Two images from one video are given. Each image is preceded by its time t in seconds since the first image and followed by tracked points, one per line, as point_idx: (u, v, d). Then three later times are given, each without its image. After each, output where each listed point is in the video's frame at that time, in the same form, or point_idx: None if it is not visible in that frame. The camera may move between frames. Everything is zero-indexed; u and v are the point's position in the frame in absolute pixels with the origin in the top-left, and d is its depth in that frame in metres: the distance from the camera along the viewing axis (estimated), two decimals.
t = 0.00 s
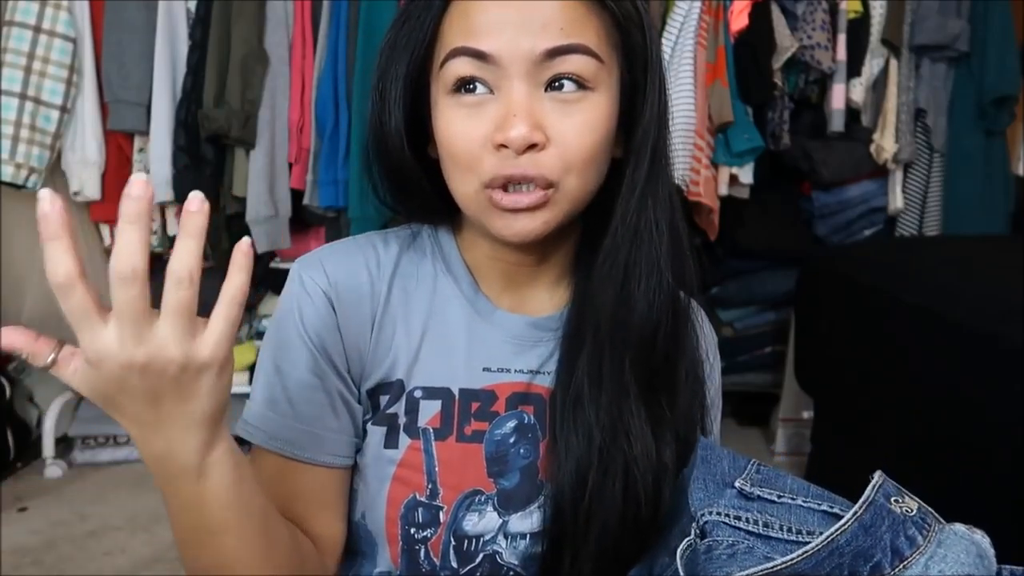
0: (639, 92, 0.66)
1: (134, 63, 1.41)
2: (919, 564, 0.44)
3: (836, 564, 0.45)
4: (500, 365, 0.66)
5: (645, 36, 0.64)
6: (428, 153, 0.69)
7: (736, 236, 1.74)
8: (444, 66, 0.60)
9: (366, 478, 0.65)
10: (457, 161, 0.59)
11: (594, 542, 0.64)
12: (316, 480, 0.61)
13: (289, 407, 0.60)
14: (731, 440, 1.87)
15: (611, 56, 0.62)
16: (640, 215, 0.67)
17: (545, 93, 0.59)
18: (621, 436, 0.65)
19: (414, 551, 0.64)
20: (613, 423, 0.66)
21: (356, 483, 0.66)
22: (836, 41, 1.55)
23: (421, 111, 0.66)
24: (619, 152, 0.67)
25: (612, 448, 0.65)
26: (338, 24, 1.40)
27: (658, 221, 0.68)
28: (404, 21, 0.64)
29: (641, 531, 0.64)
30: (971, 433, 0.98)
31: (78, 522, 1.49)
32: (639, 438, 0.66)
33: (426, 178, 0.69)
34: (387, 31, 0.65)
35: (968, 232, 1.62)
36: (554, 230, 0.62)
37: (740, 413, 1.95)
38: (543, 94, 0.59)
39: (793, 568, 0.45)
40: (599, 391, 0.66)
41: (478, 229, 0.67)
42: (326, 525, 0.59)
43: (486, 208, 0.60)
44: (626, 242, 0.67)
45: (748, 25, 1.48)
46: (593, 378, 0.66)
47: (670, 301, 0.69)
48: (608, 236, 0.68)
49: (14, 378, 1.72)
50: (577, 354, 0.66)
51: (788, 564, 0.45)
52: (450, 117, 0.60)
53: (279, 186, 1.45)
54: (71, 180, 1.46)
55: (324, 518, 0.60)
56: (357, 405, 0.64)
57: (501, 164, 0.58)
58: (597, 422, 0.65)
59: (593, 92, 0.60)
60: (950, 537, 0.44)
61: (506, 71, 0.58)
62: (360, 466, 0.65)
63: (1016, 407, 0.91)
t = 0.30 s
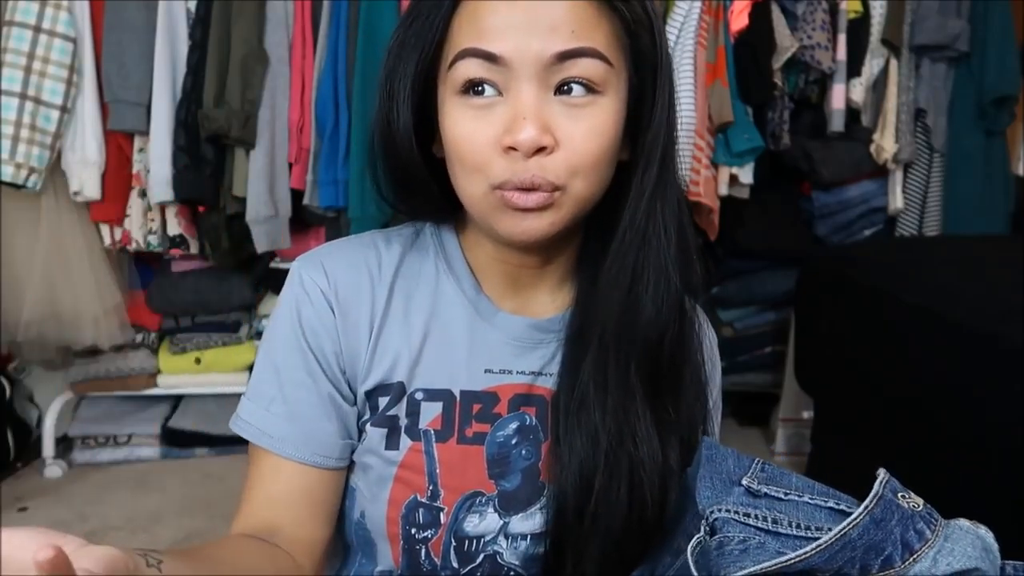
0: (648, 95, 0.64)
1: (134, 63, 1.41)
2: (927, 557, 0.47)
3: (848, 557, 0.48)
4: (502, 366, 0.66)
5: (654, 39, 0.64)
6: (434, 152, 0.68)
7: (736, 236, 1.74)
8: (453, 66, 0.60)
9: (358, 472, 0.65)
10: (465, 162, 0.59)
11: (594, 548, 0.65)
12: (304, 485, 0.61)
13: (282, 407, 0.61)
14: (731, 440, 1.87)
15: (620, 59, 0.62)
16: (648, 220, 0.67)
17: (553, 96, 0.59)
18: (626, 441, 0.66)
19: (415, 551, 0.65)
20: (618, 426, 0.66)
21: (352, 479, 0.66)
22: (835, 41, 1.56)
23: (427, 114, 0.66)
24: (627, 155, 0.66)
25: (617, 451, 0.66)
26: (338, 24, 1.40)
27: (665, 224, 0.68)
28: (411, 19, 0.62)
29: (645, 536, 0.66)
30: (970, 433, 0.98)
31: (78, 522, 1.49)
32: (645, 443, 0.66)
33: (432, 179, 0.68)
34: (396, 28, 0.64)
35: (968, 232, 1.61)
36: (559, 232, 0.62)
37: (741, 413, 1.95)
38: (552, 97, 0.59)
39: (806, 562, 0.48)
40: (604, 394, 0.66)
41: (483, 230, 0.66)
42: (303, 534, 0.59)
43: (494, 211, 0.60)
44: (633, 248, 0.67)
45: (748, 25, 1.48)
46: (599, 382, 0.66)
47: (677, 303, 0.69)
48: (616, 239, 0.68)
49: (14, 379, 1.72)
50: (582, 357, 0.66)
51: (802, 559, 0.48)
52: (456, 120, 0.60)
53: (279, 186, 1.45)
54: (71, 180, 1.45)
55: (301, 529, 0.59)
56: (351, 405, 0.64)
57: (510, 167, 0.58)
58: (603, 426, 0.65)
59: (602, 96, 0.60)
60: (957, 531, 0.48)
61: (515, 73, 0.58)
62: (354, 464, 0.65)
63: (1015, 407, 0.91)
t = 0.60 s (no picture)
0: (654, 98, 0.64)
1: (134, 63, 1.41)
2: (928, 569, 0.47)
3: (848, 568, 0.47)
4: (504, 366, 0.66)
5: (660, 42, 0.63)
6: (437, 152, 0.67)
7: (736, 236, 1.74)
8: (457, 67, 0.60)
9: (358, 468, 0.65)
10: (468, 163, 0.59)
11: (593, 551, 0.65)
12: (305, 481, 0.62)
13: (281, 404, 0.61)
14: (731, 440, 1.88)
15: (626, 61, 0.62)
16: (653, 224, 0.67)
17: (558, 97, 0.59)
18: (628, 444, 0.66)
19: (415, 550, 0.65)
20: (620, 428, 0.66)
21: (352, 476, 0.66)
22: (836, 41, 1.56)
23: (433, 114, 0.65)
24: (631, 156, 0.66)
25: (619, 454, 0.66)
26: (338, 24, 1.40)
27: (670, 226, 0.68)
28: (416, 20, 0.62)
29: (645, 538, 0.66)
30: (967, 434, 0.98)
31: (79, 522, 1.50)
32: (647, 446, 0.66)
33: (438, 180, 0.68)
34: (400, 30, 0.64)
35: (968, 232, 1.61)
36: (562, 233, 0.62)
37: (741, 413, 1.95)
38: (556, 98, 0.59)
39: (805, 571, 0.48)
40: (606, 398, 0.66)
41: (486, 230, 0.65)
42: (302, 532, 0.59)
43: (496, 212, 0.60)
44: (637, 251, 0.67)
45: (748, 25, 1.48)
46: (601, 384, 0.66)
47: (682, 306, 0.69)
48: (621, 240, 0.67)
49: (14, 378, 1.73)
50: (584, 358, 0.66)
51: (801, 566, 0.48)
52: (459, 121, 0.60)
53: (279, 186, 1.44)
54: (71, 180, 1.45)
55: (301, 525, 0.59)
56: (351, 403, 0.65)
57: (513, 169, 0.58)
58: (605, 429, 0.66)
59: (606, 98, 0.60)
60: (959, 543, 0.48)
61: (519, 75, 0.58)
62: (354, 461, 0.65)
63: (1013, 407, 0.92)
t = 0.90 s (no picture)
0: (661, 100, 0.64)
1: (134, 63, 1.41)
2: (941, 567, 0.47)
3: (862, 568, 0.48)
4: (508, 364, 0.66)
5: (668, 44, 0.63)
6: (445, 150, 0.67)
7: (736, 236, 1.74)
8: (466, 67, 0.60)
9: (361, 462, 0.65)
10: (476, 160, 0.59)
11: (597, 548, 0.65)
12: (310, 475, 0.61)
13: (286, 400, 0.60)
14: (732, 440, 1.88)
15: (634, 63, 0.62)
16: (660, 224, 0.67)
17: (567, 97, 0.59)
18: (634, 442, 0.66)
19: (419, 546, 0.65)
20: (626, 426, 0.66)
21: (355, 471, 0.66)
22: (835, 41, 1.56)
23: (443, 115, 0.65)
24: (638, 156, 0.66)
25: (624, 451, 0.66)
26: (338, 24, 1.40)
27: (676, 227, 0.68)
28: (425, 20, 0.62)
29: (649, 536, 0.66)
30: (965, 434, 0.99)
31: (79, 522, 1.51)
32: (653, 444, 0.66)
33: (447, 178, 0.68)
34: (410, 28, 0.64)
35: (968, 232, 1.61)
36: (569, 232, 0.62)
37: (741, 413, 1.96)
38: (565, 97, 0.59)
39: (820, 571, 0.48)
40: (611, 396, 0.66)
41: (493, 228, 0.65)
42: (306, 527, 0.58)
43: (503, 209, 0.60)
44: (643, 252, 0.67)
45: (748, 25, 1.48)
46: (606, 382, 0.66)
47: (688, 306, 0.69)
48: (627, 239, 0.67)
49: (14, 378, 1.73)
50: (589, 356, 0.66)
51: (819, 568, 0.48)
52: (469, 119, 0.60)
53: (279, 186, 1.44)
54: (70, 180, 1.45)
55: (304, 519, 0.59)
56: (356, 399, 0.64)
57: (521, 166, 0.58)
58: (610, 427, 0.65)
59: (615, 98, 0.60)
60: (969, 541, 0.47)
61: (528, 73, 0.58)
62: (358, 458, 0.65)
63: (1013, 407, 0.92)
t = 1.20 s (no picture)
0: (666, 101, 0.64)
1: (134, 63, 1.41)
2: (931, 552, 0.47)
3: (854, 552, 0.48)
4: (508, 357, 0.65)
5: (674, 46, 0.63)
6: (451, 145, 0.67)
7: (736, 236, 1.74)
8: (476, 63, 0.59)
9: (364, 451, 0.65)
10: (482, 154, 0.59)
11: (596, 542, 0.65)
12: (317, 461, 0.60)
13: (294, 385, 0.60)
14: (732, 440, 1.88)
15: (640, 64, 0.62)
16: (663, 220, 0.67)
17: (576, 95, 0.59)
18: (635, 433, 0.67)
19: (418, 536, 0.64)
20: (626, 419, 0.67)
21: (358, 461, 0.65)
22: (835, 41, 1.56)
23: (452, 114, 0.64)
24: (640, 155, 0.66)
25: (625, 443, 0.67)
26: (338, 25, 1.40)
27: (681, 225, 0.68)
28: (438, 19, 0.62)
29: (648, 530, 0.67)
30: (965, 434, 0.99)
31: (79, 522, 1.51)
32: (653, 436, 0.67)
33: (454, 172, 0.67)
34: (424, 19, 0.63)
35: (968, 232, 1.61)
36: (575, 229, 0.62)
37: (741, 413, 1.96)
38: (574, 96, 0.59)
39: (814, 556, 0.48)
40: (613, 389, 0.67)
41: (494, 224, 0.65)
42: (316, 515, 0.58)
43: (509, 205, 0.60)
44: (647, 247, 0.67)
45: (748, 25, 1.48)
46: (608, 375, 0.67)
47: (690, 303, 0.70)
48: (631, 237, 0.68)
49: (14, 378, 1.73)
50: (591, 350, 0.67)
51: (810, 553, 0.48)
52: (479, 119, 0.59)
53: (279, 186, 1.44)
54: (71, 180, 1.45)
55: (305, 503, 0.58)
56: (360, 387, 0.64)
57: (530, 161, 0.58)
58: (611, 420, 0.66)
59: (621, 100, 0.60)
60: (959, 527, 0.48)
61: (538, 69, 0.58)
62: (360, 449, 0.65)
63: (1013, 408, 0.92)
